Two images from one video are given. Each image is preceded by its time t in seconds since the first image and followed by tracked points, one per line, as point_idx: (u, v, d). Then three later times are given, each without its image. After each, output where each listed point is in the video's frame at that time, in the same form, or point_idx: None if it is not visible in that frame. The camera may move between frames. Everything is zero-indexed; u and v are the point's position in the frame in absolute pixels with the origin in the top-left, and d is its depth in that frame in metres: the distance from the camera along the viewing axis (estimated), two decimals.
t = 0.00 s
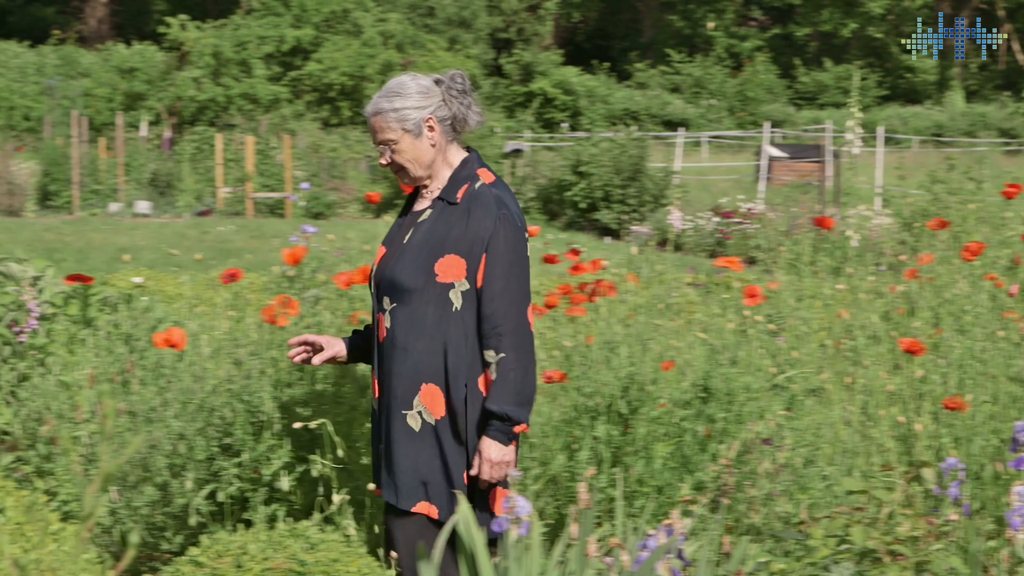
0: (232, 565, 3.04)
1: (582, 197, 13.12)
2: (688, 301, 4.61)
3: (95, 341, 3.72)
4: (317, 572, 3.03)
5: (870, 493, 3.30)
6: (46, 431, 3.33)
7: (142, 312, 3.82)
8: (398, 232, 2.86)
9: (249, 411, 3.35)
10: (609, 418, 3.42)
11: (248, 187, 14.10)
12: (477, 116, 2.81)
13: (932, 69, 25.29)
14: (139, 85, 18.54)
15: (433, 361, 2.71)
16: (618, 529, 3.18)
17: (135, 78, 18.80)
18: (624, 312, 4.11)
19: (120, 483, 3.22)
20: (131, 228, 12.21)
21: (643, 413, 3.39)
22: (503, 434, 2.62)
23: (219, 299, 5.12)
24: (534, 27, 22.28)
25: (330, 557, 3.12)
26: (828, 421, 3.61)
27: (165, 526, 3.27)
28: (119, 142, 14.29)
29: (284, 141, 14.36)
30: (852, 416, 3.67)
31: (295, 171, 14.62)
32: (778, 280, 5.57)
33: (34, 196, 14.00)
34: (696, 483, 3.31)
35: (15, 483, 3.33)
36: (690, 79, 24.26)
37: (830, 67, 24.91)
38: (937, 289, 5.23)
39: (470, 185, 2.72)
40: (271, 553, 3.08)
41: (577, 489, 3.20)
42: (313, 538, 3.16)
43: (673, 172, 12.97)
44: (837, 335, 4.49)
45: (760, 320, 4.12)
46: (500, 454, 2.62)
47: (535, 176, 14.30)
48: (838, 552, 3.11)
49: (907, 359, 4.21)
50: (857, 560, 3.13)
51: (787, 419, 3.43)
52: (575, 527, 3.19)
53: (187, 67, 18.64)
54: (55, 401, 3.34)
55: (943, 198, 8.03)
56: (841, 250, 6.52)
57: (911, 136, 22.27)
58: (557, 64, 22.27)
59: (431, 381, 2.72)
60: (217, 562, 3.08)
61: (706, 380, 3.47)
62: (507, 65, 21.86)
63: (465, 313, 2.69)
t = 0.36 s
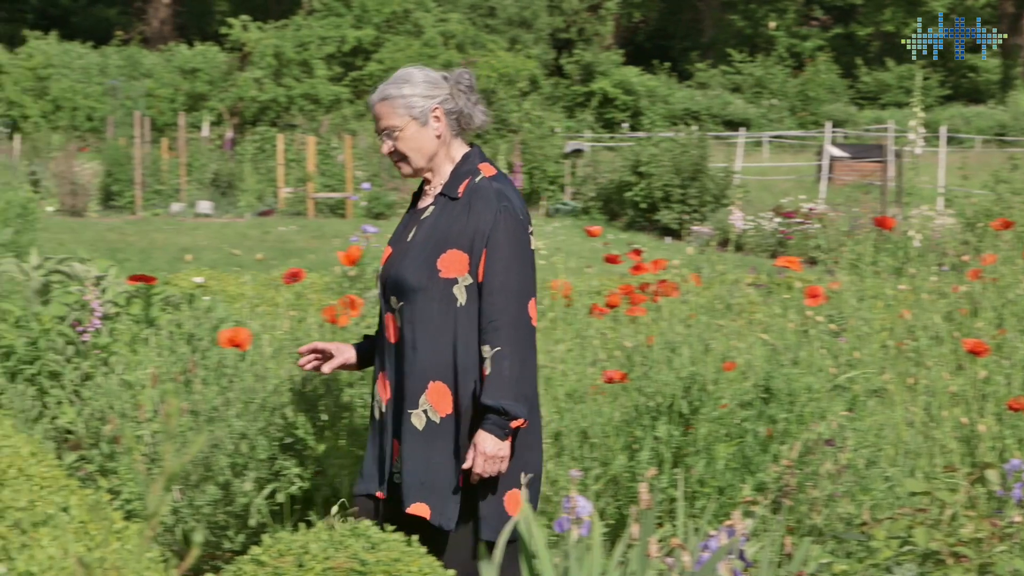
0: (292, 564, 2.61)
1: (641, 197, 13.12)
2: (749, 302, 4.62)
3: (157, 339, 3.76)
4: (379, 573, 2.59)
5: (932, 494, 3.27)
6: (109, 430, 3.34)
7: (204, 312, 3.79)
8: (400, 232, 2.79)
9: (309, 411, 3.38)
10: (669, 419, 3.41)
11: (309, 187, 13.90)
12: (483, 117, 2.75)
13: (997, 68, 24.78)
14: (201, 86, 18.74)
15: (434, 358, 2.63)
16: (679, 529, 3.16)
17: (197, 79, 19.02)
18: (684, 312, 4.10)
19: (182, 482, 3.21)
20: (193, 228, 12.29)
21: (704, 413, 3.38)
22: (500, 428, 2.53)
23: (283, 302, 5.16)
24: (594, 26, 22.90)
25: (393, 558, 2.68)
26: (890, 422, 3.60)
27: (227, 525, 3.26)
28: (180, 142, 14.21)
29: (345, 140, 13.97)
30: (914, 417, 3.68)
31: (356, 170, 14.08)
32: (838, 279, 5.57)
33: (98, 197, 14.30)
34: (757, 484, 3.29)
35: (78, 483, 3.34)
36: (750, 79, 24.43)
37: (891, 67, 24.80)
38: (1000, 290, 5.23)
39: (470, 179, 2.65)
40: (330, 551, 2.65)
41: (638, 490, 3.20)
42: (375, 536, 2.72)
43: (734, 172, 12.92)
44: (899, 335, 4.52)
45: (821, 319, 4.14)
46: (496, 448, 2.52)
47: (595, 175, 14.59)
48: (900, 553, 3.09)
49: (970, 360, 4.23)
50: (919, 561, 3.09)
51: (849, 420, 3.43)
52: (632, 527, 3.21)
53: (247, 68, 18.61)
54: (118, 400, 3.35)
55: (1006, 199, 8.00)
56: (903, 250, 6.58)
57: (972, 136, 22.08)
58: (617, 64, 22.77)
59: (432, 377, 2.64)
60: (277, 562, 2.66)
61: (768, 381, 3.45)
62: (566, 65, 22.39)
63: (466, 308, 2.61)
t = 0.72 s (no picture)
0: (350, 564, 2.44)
1: (700, 197, 13.37)
2: (808, 301, 4.72)
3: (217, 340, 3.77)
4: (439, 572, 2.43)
5: (994, 496, 3.25)
6: (169, 429, 3.38)
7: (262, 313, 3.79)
8: (420, 234, 2.77)
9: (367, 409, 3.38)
10: (728, 419, 3.39)
11: (368, 188, 13.95)
12: (509, 119, 2.73)
13: None
14: (260, 87, 18.50)
15: (457, 361, 2.60)
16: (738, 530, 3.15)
17: (256, 79, 18.70)
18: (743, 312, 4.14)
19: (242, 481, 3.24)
20: (252, 228, 12.30)
21: (764, 414, 3.35)
22: (528, 431, 2.52)
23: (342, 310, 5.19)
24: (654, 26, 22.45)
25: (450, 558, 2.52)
26: (950, 423, 3.64)
27: (286, 524, 3.28)
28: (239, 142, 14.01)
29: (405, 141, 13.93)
30: (974, 418, 3.72)
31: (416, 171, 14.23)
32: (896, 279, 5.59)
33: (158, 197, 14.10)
34: (816, 485, 3.28)
35: (138, 483, 3.38)
36: (810, 79, 23.93)
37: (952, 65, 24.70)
38: None
39: (491, 181, 2.63)
40: (389, 549, 2.48)
41: (698, 491, 3.19)
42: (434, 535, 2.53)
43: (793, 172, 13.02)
44: (959, 336, 4.57)
45: (882, 321, 4.23)
46: (524, 452, 2.51)
47: (654, 175, 14.64)
48: (960, 555, 3.06)
49: None
50: (980, 563, 3.06)
51: (908, 420, 3.43)
52: (689, 528, 3.19)
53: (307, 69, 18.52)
54: (178, 400, 3.39)
55: None
56: (963, 251, 6.64)
57: None
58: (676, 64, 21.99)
59: (454, 380, 2.61)
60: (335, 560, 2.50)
61: (827, 382, 3.42)
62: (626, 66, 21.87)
63: (490, 311, 2.59)
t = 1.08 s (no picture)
0: (407, 566, 2.42)
1: (756, 197, 13.43)
2: (865, 302, 4.68)
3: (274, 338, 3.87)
4: (495, 572, 2.42)
5: None
6: (226, 429, 3.43)
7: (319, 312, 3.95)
8: (410, 238, 2.76)
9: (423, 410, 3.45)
10: (785, 420, 3.40)
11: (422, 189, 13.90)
12: (500, 125, 2.71)
13: None
14: (317, 87, 19.07)
15: (442, 367, 2.60)
16: (795, 531, 3.15)
17: (313, 80, 19.31)
18: (802, 313, 4.13)
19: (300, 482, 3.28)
20: (307, 228, 12.39)
21: (820, 415, 3.34)
22: (512, 436, 2.51)
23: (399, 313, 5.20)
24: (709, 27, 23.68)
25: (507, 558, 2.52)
26: (1009, 424, 3.63)
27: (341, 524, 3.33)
28: (296, 142, 14.22)
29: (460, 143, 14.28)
30: None
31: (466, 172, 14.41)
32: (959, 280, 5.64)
33: (215, 198, 14.34)
34: (874, 486, 3.26)
35: (196, 482, 3.40)
36: (866, 80, 24.30)
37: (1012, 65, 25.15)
38: None
39: (473, 186, 2.62)
40: (446, 549, 2.47)
41: (755, 491, 3.19)
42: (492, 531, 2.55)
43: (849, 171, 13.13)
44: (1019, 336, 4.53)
45: (939, 321, 4.23)
46: (509, 456, 2.51)
47: (710, 175, 14.63)
48: (1019, 558, 3.07)
49: None
50: None
51: (966, 421, 3.44)
52: (743, 529, 3.20)
53: (363, 71, 19.10)
54: (235, 400, 3.45)
55: None
56: None
57: None
58: (732, 65, 22.69)
59: (441, 386, 2.61)
60: (392, 560, 2.49)
61: (885, 382, 3.42)
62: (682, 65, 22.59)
63: (475, 315, 2.58)
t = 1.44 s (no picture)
0: (461, 564, 2.74)
1: (810, 197, 14.37)
2: (921, 303, 4.69)
3: (328, 338, 4.25)
4: (549, 572, 2.72)
5: None
6: (280, 429, 3.55)
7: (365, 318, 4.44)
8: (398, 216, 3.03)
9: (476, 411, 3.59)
10: (840, 421, 3.39)
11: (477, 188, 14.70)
12: (477, 112, 2.89)
13: None
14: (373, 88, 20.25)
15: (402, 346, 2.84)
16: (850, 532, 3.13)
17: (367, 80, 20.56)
18: (857, 312, 4.11)
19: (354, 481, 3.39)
20: (360, 228, 12.96)
21: (876, 415, 3.33)
22: (459, 421, 2.75)
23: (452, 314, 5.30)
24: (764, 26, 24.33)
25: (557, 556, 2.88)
26: None
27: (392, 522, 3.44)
28: (350, 143, 14.80)
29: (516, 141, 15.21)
30: None
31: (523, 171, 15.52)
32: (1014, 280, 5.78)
33: (269, 198, 14.97)
34: (929, 487, 3.26)
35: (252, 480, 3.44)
36: (923, 79, 25.65)
37: None
38: None
39: (440, 174, 2.84)
40: (500, 549, 2.80)
41: (810, 491, 3.18)
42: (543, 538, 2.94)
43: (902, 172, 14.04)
44: None
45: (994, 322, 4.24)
46: (453, 441, 2.74)
47: (762, 175, 15.58)
48: None
49: None
50: None
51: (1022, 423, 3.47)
52: (798, 532, 3.21)
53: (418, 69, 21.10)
54: (289, 399, 3.59)
55: None
56: None
57: None
58: (786, 63, 24.06)
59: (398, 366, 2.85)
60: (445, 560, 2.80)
61: (940, 384, 3.47)
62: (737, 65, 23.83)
63: (432, 299, 2.80)
